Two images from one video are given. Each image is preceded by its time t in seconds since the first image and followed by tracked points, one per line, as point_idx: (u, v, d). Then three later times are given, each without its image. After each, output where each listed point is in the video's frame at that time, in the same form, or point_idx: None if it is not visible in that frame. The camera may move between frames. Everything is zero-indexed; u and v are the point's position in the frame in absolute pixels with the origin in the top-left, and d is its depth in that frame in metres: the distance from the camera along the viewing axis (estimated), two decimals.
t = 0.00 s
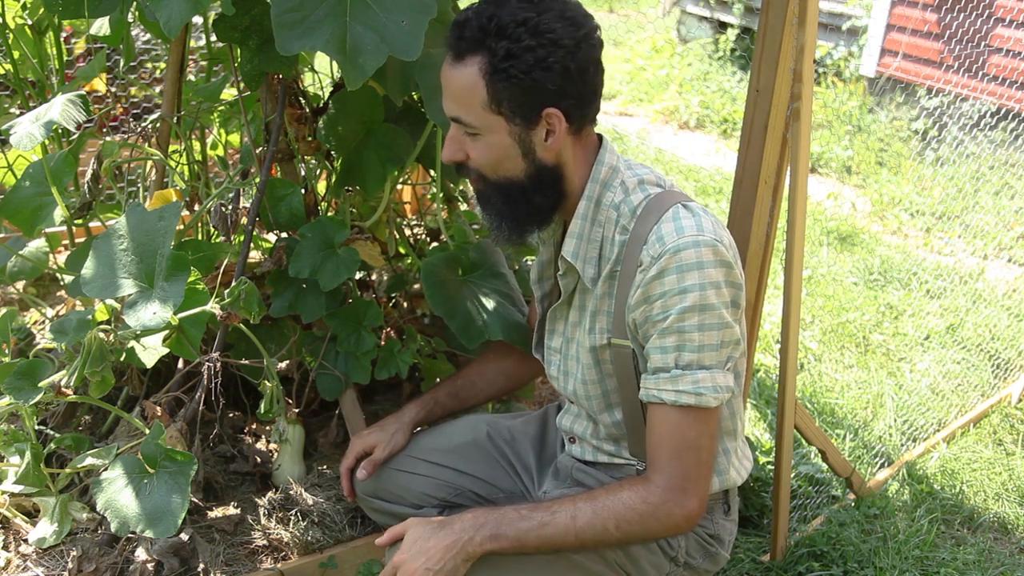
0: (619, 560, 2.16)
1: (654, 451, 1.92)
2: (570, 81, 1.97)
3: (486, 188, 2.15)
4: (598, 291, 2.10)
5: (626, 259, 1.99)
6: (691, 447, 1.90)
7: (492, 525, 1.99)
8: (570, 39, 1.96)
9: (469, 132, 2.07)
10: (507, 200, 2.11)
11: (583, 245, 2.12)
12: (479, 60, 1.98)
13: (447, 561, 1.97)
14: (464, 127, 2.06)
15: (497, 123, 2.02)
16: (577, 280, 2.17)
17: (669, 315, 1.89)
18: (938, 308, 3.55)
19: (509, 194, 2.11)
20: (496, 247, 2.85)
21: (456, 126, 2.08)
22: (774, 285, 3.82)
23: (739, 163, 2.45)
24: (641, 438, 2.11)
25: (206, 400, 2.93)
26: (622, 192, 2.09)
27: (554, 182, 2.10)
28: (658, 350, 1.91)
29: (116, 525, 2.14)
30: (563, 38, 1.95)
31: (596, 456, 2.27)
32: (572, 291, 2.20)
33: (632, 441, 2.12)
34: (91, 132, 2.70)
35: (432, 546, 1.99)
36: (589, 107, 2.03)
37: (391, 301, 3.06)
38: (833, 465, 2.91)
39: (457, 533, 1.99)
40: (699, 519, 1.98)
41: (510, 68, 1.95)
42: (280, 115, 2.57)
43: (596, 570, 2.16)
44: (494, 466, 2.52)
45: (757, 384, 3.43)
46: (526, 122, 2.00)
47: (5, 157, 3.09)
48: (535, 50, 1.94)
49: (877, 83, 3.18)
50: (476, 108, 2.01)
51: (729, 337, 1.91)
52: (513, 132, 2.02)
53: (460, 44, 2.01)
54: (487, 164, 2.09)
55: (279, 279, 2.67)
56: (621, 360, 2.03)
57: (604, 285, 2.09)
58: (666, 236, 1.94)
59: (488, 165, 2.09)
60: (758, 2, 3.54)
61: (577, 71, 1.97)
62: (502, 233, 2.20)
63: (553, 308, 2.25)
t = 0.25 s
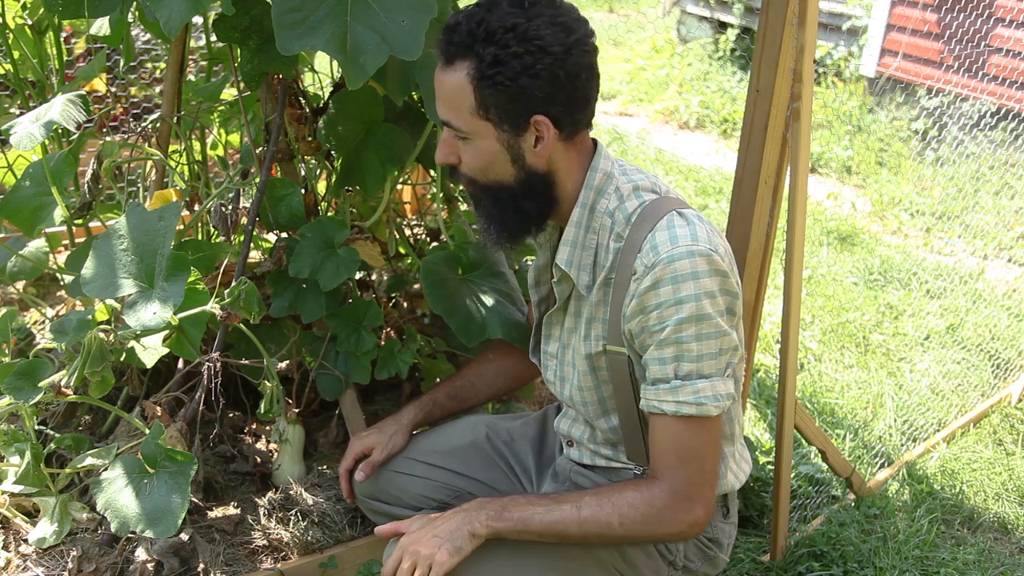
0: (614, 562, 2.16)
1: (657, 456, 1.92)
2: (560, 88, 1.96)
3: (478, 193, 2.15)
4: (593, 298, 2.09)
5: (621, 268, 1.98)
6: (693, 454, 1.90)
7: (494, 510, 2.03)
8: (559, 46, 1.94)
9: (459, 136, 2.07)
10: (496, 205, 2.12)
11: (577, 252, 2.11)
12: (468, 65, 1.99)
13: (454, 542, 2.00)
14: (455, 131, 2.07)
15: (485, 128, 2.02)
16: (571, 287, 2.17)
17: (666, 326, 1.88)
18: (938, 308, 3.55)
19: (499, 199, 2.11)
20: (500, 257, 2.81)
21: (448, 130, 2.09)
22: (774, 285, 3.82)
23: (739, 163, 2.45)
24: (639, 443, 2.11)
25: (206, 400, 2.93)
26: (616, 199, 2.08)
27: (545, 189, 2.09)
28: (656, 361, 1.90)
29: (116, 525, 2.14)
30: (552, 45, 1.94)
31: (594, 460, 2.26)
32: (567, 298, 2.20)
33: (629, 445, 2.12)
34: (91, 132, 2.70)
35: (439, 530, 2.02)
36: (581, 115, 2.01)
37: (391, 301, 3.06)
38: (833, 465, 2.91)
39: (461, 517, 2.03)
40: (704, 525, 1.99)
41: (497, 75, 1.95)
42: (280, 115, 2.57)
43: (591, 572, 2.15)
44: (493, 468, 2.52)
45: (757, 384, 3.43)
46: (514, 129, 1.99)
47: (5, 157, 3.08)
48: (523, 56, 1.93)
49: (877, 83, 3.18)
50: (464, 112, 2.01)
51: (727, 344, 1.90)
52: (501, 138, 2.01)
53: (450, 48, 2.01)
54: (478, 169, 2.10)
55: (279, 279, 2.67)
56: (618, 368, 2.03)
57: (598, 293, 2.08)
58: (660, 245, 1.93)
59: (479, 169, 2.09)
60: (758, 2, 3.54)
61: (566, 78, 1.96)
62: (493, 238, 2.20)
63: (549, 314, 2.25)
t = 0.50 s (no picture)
0: (613, 567, 2.14)
1: (668, 460, 1.92)
2: (546, 92, 1.95)
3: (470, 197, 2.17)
4: (589, 302, 2.08)
5: (617, 273, 1.98)
6: (704, 456, 1.91)
7: (514, 523, 1.99)
8: (544, 50, 1.94)
9: (449, 141, 2.08)
10: (487, 209, 2.12)
11: (572, 257, 2.10)
12: (454, 69, 1.99)
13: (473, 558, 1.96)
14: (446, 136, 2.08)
15: (473, 132, 2.02)
16: (567, 291, 2.17)
17: (666, 331, 1.88)
18: (938, 308, 3.55)
19: (490, 202, 2.12)
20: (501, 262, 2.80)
21: (440, 135, 2.10)
22: (774, 285, 3.82)
23: (739, 163, 2.45)
24: (637, 444, 2.11)
25: (206, 400, 2.93)
26: (611, 203, 2.08)
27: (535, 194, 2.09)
28: (659, 366, 1.90)
29: (117, 525, 2.14)
30: (538, 49, 1.94)
31: (593, 463, 2.26)
32: (563, 301, 2.20)
33: (627, 447, 2.13)
34: (91, 132, 2.70)
35: (457, 545, 1.98)
36: (570, 118, 2.01)
37: (391, 301, 3.06)
38: (833, 465, 2.91)
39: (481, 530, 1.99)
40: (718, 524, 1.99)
41: (482, 79, 1.95)
42: (280, 115, 2.57)
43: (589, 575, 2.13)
44: (492, 470, 2.53)
45: (756, 384, 3.43)
46: (500, 133, 1.99)
47: (5, 157, 3.09)
48: (507, 60, 1.93)
49: (877, 83, 3.18)
50: (452, 116, 2.02)
51: (730, 345, 1.90)
52: (489, 142, 2.02)
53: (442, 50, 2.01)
54: (468, 172, 2.11)
55: (279, 279, 2.67)
56: (617, 372, 2.02)
57: (594, 297, 2.07)
58: (656, 249, 1.92)
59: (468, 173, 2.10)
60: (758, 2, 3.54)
61: (552, 82, 1.95)
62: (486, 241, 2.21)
63: (546, 318, 2.25)
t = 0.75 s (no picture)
0: (613, 568, 2.15)
1: (681, 461, 1.93)
2: (528, 94, 1.95)
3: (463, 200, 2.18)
4: (587, 303, 2.08)
5: (614, 274, 1.97)
6: (715, 453, 1.91)
7: (533, 538, 1.97)
8: (524, 53, 1.94)
9: (439, 144, 2.11)
10: (478, 212, 2.14)
11: (567, 258, 2.10)
12: (438, 72, 2.01)
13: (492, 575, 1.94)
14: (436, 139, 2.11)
15: (459, 135, 2.04)
16: (564, 292, 2.17)
17: (667, 331, 1.87)
18: (938, 308, 3.55)
19: (481, 204, 2.13)
20: (500, 264, 2.81)
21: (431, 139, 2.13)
22: (774, 285, 3.82)
23: (739, 163, 2.45)
24: (637, 446, 2.11)
25: (206, 400, 2.93)
26: (606, 203, 2.07)
27: (524, 196, 2.10)
28: (663, 366, 1.89)
29: (117, 526, 2.14)
30: (517, 52, 1.94)
31: (592, 464, 2.26)
32: (560, 302, 2.20)
33: (627, 449, 2.12)
34: (91, 132, 2.70)
35: (476, 561, 1.95)
36: (556, 122, 1.99)
37: (391, 301, 3.06)
38: (833, 465, 2.90)
39: (499, 546, 1.96)
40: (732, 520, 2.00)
41: (463, 82, 1.96)
42: (280, 115, 2.57)
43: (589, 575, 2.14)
44: (491, 471, 2.53)
45: (756, 384, 3.43)
46: (483, 136, 2.01)
47: (5, 157, 3.09)
48: (486, 63, 1.94)
49: (877, 83, 3.18)
50: (438, 119, 2.04)
51: (732, 340, 1.90)
52: (474, 145, 2.03)
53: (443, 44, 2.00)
54: (459, 175, 2.12)
55: (279, 279, 2.67)
56: (617, 374, 2.02)
57: (591, 298, 2.07)
58: (652, 249, 1.92)
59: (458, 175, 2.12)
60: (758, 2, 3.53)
61: (534, 85, 1.95)
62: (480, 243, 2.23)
63: (542, 320, 2.25)
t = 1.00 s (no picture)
0: (611, 568, 2.14)
1: (677, 460, 1.93)
2: (511, 98, 1.95)
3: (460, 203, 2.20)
4: (583, 302, 2.08)
5: (609, 273, 1.97)
6: (711, 452, 1.91)
7: (530, 542, 1.97)
8: (506, 58, 1.95)
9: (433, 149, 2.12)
10: (473, 215, 2.15)
11: (561, 255, 2.10)
12: (425, 79, 2.02)
13: None
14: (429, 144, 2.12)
15: (449, 140, 2.04)
16: (559, 290, 2.17)
17: (661, 330, 1.87)
18: (938, 308, 3.55)
19: (476, 206, 2.14)
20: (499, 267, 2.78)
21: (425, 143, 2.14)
22: (774, 285, 3.82)
23: (740, 163, 2.45)
24: (636, 445, 2.11)
25: (206, 400, 2.93)
26: (602, 202, 2.07)
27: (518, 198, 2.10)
28: (658, 365, 1.90)
29: (117, 526, 2.14)
30: (499, 57, 1.95)
31: (591, 464, 2.26)
32: (556, 301, 2.20)
33: (627, 449, 2.13)
34: (91, 132, 2.70)
35: (474, 564, 1.94)
36: (543, 125, 1.99)
37: (391, 301, 3.06)
38: (833, 465, 2.90)
39: (497, 549, 1.96)
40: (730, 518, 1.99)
41: (446, 88, 1.98)
42: (280, 115, 2.57)
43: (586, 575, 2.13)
44: (492, 471, 2.53)
45: (756, 384, 3.43)
46: (472, 141, 2.01)
47: (5, 157, 3.09)
48: (469, 69, 1.95)
49: (877, 83, 3.18)
50: (429, 125, 2.05)
51: (727, 339, 1.90)
52: (464, 150, 2.04)
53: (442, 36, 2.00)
54: (453, 179, 2.14)
55: (279, 279, 2.67)
56: (613, 373, 2.02)
57: (587, 297, 2.07)
58: (646, 247, 1.92)
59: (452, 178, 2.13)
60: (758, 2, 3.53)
61: (517, 89, 1.95)
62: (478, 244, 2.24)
63: (540, 319, 2.25)
